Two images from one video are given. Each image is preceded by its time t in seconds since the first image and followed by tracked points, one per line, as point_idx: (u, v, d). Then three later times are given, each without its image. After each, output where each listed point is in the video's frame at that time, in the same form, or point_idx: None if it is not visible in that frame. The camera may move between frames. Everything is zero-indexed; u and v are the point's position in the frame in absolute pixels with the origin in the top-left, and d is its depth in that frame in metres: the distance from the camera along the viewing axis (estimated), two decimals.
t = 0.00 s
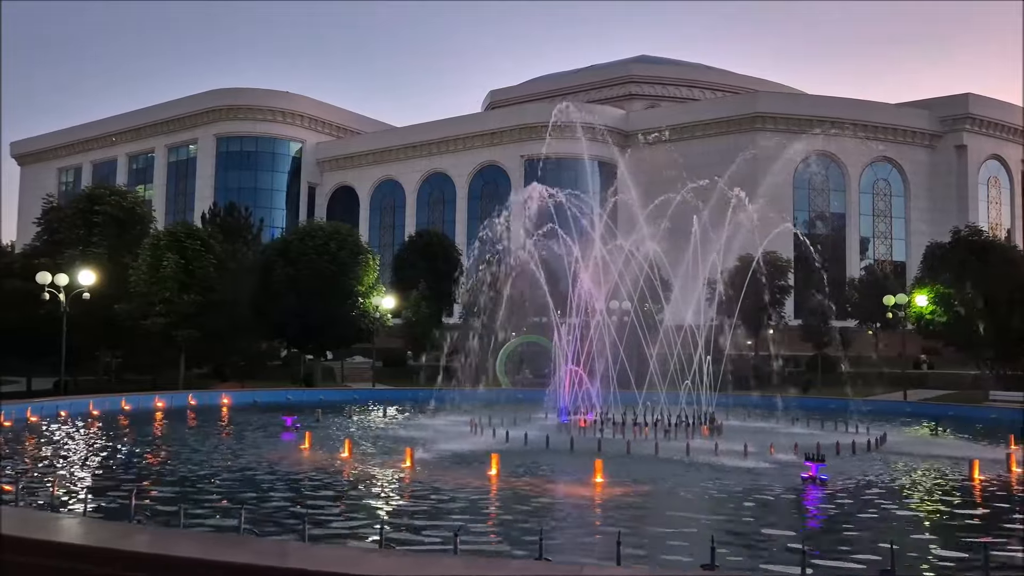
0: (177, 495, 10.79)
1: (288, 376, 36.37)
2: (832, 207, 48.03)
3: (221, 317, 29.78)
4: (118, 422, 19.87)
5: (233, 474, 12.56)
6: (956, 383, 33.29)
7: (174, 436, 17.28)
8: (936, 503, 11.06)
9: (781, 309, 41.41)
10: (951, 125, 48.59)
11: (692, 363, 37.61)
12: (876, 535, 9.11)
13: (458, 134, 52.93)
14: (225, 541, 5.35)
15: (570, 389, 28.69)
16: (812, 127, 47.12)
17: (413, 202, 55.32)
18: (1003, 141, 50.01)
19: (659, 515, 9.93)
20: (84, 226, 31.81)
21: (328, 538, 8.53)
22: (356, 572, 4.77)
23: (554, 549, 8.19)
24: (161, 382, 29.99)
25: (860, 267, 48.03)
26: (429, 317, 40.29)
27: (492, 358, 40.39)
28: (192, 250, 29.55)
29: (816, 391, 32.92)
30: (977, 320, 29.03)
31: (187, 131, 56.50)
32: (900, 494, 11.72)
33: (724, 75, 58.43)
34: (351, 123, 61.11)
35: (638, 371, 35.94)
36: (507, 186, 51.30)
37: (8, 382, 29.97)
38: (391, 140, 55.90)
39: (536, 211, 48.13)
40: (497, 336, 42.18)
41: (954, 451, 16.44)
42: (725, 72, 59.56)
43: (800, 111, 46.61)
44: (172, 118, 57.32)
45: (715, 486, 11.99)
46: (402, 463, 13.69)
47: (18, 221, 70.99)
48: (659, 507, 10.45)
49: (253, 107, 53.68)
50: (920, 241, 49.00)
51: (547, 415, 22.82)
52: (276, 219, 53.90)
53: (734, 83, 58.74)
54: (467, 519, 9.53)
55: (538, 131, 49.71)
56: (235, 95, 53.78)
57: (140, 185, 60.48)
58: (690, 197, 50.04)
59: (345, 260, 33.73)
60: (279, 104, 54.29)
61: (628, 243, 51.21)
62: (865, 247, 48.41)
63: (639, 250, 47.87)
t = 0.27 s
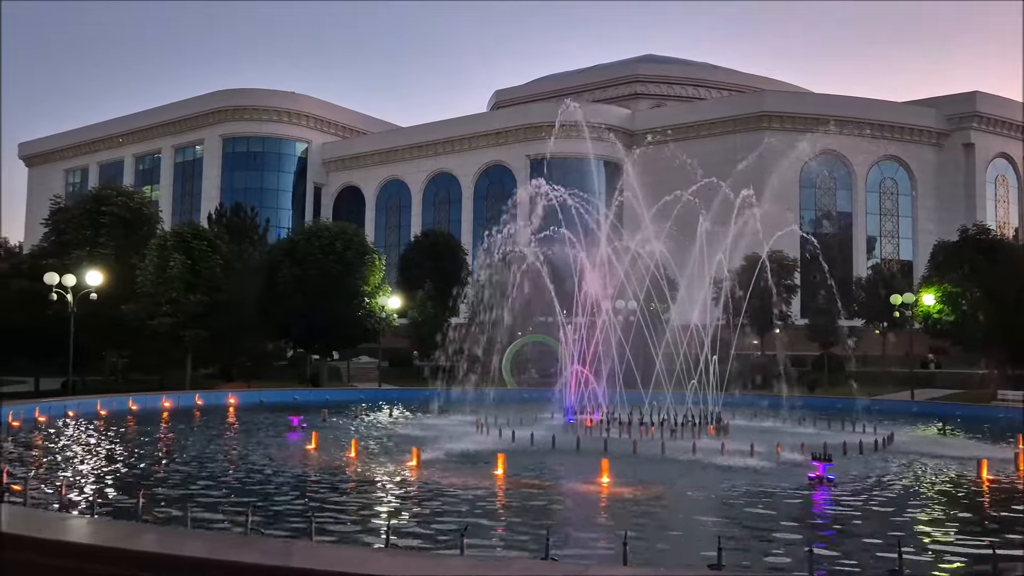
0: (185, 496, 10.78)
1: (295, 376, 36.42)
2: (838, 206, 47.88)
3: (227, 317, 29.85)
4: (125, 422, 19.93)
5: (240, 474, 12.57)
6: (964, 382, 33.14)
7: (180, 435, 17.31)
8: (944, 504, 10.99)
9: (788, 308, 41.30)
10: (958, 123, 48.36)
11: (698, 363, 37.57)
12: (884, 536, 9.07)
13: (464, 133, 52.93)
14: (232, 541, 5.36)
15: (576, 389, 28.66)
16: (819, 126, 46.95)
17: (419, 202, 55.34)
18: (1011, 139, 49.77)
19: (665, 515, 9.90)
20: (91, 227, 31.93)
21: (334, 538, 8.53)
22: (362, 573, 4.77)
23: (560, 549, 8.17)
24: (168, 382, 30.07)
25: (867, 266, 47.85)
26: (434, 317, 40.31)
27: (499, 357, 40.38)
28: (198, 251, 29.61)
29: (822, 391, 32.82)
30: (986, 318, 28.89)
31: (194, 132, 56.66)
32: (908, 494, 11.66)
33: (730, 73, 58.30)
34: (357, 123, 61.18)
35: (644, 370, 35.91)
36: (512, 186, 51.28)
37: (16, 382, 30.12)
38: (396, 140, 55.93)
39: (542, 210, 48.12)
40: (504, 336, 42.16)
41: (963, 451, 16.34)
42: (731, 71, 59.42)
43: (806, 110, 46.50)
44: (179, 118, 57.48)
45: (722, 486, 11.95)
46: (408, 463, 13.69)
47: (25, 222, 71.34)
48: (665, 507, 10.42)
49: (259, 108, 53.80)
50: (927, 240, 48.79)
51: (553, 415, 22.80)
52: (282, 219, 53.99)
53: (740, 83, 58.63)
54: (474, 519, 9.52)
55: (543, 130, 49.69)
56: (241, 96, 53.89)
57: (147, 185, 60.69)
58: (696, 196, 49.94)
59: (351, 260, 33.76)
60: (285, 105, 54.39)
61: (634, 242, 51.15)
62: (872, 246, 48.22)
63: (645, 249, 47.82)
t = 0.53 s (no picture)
0: (192, 494, 10.85)
1: (301, 376, 36.50)
2: (845, 205, 47.72)
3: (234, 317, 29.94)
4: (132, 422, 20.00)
5: (246, 473, 12.58)
6: (972, 382, 33.02)
7: (188, 435, 17.34)
8: (953, 503, 10.93)
9: (794, 307, 41.21)
10: (966, 121, 48.17)
11: (704, 362, 37.53)
12: (893, 536, 9.03)
13: (469, 133, 52.96)
14: (241, 540, 5.36)
15: (582, 388, 28.65)
16: (825, 124, 46.80)
17: (425, 202, 55.37)
18: (1018, 137, 49.56)
19: (672, 515, 9.87)
20: (98, 227, 32.06)
21: (342, 537, 8.52)
22: (368, 572, 4.77)
23: (567, 549, 8.16)
24: (175, 382, 30.17)
25: (874, 265, 47.69)
26: (440, 317, 40.35)
27: (505, 356, 40.41)
28: (206, 251, 29.72)
29: (829, 390, 32.75)
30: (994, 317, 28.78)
31: (200, 132, 56.81)
32: (916, 494, 11.60)
33: (736, 72, 58.18)
34: (363, 124, 61.25)
35: (650, 369, 35.91)
36: (518, 186, 51.28)
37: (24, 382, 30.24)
38: (402, 140, 55.98)
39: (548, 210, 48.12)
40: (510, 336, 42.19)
41: (971, 451, 16.26)
42: (736, 70, 59.30)
43: (813, 109, 46.36)
44: (185, 119, 57.65)
45: (727, 486, 11.92)
46: (414, 463, 13.69)
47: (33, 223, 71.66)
48: (672, 507, 10.38)
49: (265, 108, 53.92)
50: (935, 239, 48.61)
51: (560, 414, 22.78)
52: (289, 219, 54.09)
53: (746, 82, 58.52)
54: (480, 519, 9.52)
55: (548, 130, 49.67)
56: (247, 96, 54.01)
57: (154, 186, 60.88)
58: (702, 195, 49.86)
59: (357, 260, 33.81)
60: (291, 105, 54.47)
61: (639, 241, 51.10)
62: (879, 245, 48.08)
63: (650, 249, 47.80)
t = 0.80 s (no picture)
0: (200, 495, 10.84)
1: (308, 376, 36.54)
2: (852, 204, 47.56)
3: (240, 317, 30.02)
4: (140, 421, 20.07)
5: (253, 474, 12.60)
6: (981, 381, 32.87)
7: (195, 435, 17.38)
8: (962, 504, 10.88)
9: (801, 307, 41.08)
10: (974, 120, 47.96)
11: (711, 362, 37.48)
12: (901, 536, 9.01)
13: (475, 133, 52.94)
14: (247, 540, 5.37)
15: (589, 388, 28.61)
16: (832, 123, 46.64)
17: (431, 202, 55.39)
18: None
19: (678, 515, 9.86)
20: (106, 227, 32.17)
21: (348, 538, 8.53)
22: (374, 572, 4.77)
23: (573, 549, 8.15)
24: (181, 382, 30.26)
25: (881, 264, 47.51)
26: (446, 317, 40.37)
27: (511, 356, 40.42)
28: (212, 252, 29.66)
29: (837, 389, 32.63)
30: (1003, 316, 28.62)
31: (207, 133, 56.96)
32: (925, 494, 11.55)
33: (743, 72, 58.04)
34: (368, 124, 61.31)
35: (656, 369, 35.87)
36: (524, 185, 51.24)
37: (32, 382, 30.38)
38: (408, 140, 56.01)
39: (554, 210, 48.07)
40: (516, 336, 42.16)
41: (980, 451, 16.16)
42: (743, 69, 59.16)
43: (819, 108, 46.21)
44: (192, 120, 57.80)
45: (735, 486, 11.89)
46: (421, 463, 13.70)
47: (41, 223, 71.97)
48: (678, 507, 10.35)
49: (271, 109, 54.03)
50: (942, 239, 48.40)
51: (566, 414, 22.77)
52: (295, 219, 54.20)
53: (752, 81, 58.37)
54: (487, 518, 9.52)
55: (554, 129, 49.65)
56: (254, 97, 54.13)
57: (161, 186, 61.08)
58: (708, 194, 49.77)
59: (363, 260, 33.82)
60: (297, 105, 54.57)
61: (646, 241, 51.01)
62: (886, 245, 47.89)
63: (657, 248, 47.73)
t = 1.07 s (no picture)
0: (207, 494, 10.83)
1: (313, 376, 36.60)
2: (859, 204, 47.42)
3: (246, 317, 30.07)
4: (147, 421, 20.13)
5: (260, 473, 12.62)
6: (988, 381, 32.74)
7: (201, 435, 17.41)
8: (969, 504, 10.83)
9: (808, 306, 40.97)
10: (981, 119, 47.77)
11: (717, 362, 37.42)
12: (908, 536, 8.98)
13: (481, 133, 52.96)
14: (253, 540, 5.38)
15: (595, 388, 28.59)
16: (839, 123, 46.49)
17: (436, 202, 55.42)
18: None
19: (685, 515, 9.84)
20: (113, 228, 32.28)
21: (355, 537, 8.53)
22: (382, 572, 4.77)
23: (579, 549, 8.14)
24: (188, 382, 30.35)
25: (888, 264, 47.35)
26: (452, 317, 40.39)
27: (517, 356, 40.44)
28: (218, 252, 29.72)
29: (843, 389, 32.53)
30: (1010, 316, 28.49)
31: (213, 134, 57.10)
32: (932, 494, 11.51)
33: (749, 71, 57.92)
34: (374, 124, 61.37)
35: (662, 369, 35.85)
36: (529, 185, 51.23)
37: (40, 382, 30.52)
38: (413, 140, 56.06)
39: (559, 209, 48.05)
40: (522, 337, 42.14)
41: (988, 451, 16.09)
42: (748, 68, 59.04)
43: (826, 107, 46.00)
44: (198, 120, 57.96)
45: (742, 486, 11.87)
46: (427, 463, 13.70)
47: (49, 224, 72.27)
48: (685, 507, 10.32)
49: (277, 109, 54.13)
50: (950, 238, 48.20)
51: (571, 414, 22.75)
52: (301, 219, 54.30)
53: (758, 80, 58.25)
54: (493, 518, 9.52)
55: (560, 129, 49.63)
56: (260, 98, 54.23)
57: (167, 187, 61.26)
58: (714, 194, 49.70)
59: (369, 260, 33.85)
60: (302, 105, 54.66)
61: (651, 240, 50.92)
62: (893, 244, 47.74)
63: (662, 248, 47.67)
